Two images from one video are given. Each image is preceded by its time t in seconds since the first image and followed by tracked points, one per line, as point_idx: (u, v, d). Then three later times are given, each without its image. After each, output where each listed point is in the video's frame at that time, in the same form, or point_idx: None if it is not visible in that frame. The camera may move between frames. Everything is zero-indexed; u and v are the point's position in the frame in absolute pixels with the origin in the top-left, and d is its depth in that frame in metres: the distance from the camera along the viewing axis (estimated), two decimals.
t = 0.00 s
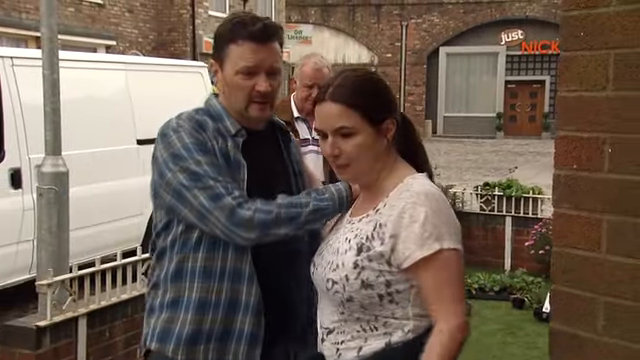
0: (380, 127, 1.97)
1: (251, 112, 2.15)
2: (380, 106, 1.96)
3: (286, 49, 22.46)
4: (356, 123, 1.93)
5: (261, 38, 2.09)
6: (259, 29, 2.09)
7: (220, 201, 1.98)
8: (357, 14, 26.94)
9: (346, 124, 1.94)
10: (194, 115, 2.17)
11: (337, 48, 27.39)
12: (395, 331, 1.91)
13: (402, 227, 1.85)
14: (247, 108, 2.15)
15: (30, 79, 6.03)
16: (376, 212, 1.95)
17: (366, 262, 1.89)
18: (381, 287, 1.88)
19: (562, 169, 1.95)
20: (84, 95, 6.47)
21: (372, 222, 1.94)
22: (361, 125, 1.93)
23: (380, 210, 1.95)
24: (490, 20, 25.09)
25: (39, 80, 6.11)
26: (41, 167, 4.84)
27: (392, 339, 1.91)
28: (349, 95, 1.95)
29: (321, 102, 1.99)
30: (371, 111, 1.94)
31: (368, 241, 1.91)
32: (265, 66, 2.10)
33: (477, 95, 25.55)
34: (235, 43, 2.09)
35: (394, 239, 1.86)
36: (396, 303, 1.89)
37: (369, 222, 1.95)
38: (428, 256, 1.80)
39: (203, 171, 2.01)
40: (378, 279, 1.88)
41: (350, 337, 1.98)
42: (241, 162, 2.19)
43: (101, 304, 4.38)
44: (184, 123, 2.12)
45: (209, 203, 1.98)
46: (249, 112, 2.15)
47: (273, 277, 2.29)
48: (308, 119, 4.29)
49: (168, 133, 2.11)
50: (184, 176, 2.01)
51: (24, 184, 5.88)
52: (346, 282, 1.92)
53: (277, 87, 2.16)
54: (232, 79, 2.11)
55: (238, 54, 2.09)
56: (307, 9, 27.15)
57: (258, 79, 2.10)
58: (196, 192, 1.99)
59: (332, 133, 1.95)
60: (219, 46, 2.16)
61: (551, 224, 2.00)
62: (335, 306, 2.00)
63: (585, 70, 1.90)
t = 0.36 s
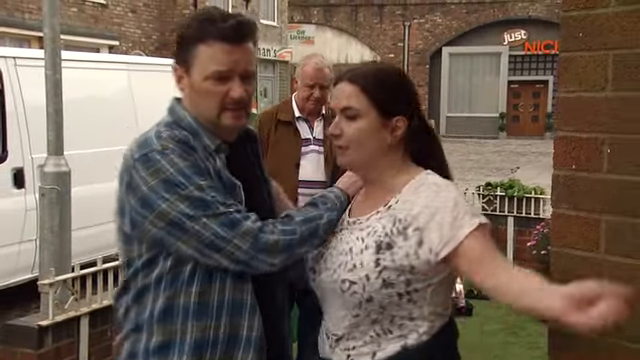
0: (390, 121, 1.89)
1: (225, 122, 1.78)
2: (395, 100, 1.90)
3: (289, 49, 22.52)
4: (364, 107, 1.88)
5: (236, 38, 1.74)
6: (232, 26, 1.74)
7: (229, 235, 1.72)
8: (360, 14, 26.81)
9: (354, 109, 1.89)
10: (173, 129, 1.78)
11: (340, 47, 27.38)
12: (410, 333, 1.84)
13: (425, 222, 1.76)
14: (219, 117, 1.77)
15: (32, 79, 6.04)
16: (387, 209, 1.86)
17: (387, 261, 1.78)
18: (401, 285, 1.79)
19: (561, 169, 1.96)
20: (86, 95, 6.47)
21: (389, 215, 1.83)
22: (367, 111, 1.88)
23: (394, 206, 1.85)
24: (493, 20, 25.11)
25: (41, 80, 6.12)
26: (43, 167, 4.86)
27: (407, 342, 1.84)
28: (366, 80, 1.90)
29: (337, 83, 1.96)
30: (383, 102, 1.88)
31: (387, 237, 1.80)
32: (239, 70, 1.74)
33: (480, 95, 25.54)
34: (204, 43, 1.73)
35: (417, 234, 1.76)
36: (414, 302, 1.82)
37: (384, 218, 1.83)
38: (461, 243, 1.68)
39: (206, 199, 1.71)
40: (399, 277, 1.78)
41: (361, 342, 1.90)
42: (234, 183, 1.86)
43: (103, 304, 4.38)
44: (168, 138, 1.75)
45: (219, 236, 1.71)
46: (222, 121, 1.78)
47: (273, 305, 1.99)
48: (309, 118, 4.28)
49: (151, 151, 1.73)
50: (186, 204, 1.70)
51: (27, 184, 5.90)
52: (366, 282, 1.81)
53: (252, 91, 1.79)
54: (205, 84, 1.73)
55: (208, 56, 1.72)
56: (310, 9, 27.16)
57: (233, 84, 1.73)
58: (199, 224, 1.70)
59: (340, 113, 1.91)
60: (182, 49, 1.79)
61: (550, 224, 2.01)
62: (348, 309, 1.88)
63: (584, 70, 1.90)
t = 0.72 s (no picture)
0: (394, 117, 1.92)
1: (230, 119, 1.54)
2: (400, 97, 1.92)
3: (291, 48, 22.58)
4: (368, 104, 1.93)
5: (245, 23, 1.51)
6: (243, 9, 1.52)
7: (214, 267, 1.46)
8: (362, 13, 26.71)
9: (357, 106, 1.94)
10: (164, 129, 1.55)
11: (342, 47, 27.07)
12: (436, 337, 1.88)
13: (452, 232, 1.80)
14: (224, 113, 1.54)
15: (35, 78, 6.06)
16: (410, 215, 1.86)
17: (418, 270, 1.81)
18: (432, 292, 1.82)
19: (562, 168, 1.96)
20: (88, 94, 6.49)
21: (416, 223, 1.84)
22: (368, 107, 1.92)
23: (416, 213, 1.86)
24: (495, 19, 25.12)
25: (43, 79, 6.13)
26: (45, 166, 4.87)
27: (434, 345, 1.87)
28: (372, 77, 1.94)
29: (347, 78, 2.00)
30: (386, 98, 1.91)
31: (416, 247, 1.82)
32: (248, 58, 1.52)
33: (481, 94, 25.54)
34: (211, 27, 1.50)
35: (446, 243, 1.80)
36: (441, 307, 1.86)
37: (409, 226, 1.84)
38: (488, 259, 1.76)
39: (188, 220, 1.46)
40: (429, 284, 1.82)
41: (388, 348, 1.90)
42: (229, 196, 1.61)
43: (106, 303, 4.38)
44: (155, 142, 1.50)
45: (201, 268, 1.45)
46: (228, 118, 1.54)
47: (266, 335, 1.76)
48: (310, 117, 4.29)
49: (131, 158, 1.48)
50: (162, 227, 1.45)
51: (29, 183, 5.91)
52: (396, 291, 1.82)
53: (262, 85, 1.56)
54: (205, 75, 1.51)
55: (215, 41, 1.50)
56: (312, 8, 27.18)
57: (240, 76, 1.51)
58: (178, 251, 1.45)
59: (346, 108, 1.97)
60: (184, 33, 1.55)
61: (551, 223, 2.01)
62: (375, 317, 1.89)
63: (585, 70, 1.91)
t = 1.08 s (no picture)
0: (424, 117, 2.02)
1: (365, 154, 1.20)
2: (430, 98, 2.04)
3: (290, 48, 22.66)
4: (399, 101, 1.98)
5: (391, 43, 1.24)
6: (390, 28, 1.27)
7: (230, 348, 1.01)
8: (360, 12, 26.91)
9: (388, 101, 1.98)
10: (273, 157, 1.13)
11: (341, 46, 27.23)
12: (462, 340, 1.89)
13: (476, 233, 1.87)
14: (359, 147, 1.19)
15: (35, 77, 6.06)
16: (434, 216, 1.90)
17: (447, 274, 1.86)
18: (459, 293, 1.87)
19: (563, 167, 1.97)
20: (88, 94, 6.50)
21: (441, 225, 1.88)
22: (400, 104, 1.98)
23: (439, 214, 1.90)
24: (494, 18, 25.17)
25: (43, 79, 6.13)
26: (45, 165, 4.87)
27: (459, 347, 1.89)
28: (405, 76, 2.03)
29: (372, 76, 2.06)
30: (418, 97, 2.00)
31: (443, 250, 1.87)
32: (393, 84, 1.21)
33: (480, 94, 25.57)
34: (355, 46, 1.21)
35: (472, 245, 1.87)
36: (468, 309, 1.89)
37: (434, 229, 1.88)
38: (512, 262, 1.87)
39: (236, 278, 1.02)
40: (457, 287, 1.87)
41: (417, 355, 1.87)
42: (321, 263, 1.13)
43: (106, 302, 4.39)
44: (252, 171, 1.09)
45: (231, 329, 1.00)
46: (363, 154, 1.20)
47: None
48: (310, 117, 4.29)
49: (220, 178, 1.09)
50: (211, 278, 1.02)
51: (29, 183, 5.90)
52: (427, 295, 1.85)
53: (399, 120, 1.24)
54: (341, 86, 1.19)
55: (360, 63, 1.20)
56: (310, 8, 27.19)
57: (382, 103, 1.20)
58: (207, 308, 1.02)
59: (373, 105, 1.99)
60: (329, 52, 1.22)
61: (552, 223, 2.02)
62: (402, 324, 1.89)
63: (586, 70, 1.91)
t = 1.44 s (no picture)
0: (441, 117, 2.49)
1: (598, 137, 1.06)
2: (446, 99, 2.48)
3: (284, 47, 22.64)
4: (417, 106, 2.50)
5: None
6: None
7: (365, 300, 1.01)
8: (355, 12, 26.80)
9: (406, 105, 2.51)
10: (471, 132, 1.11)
11: (335, 46, 27.31)
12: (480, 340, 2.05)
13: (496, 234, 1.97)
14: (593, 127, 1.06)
15: (30, 77, 6.04)
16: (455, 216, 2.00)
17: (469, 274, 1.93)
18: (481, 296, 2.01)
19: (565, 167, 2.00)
20: (84, 93, 6.48)
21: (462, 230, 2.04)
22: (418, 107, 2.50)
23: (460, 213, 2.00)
24: (488, 18, 25.28)
25: (38, 78, 6.12)
26: (41, 165, 4.86)
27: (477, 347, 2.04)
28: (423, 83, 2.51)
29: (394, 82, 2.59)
30: (434, 99, 2.49)
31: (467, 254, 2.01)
32: None
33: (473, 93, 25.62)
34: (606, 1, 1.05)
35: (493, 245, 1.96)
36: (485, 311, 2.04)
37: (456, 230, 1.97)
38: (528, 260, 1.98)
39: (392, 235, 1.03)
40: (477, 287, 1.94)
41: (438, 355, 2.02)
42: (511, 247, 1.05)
43: (102, 302, 4.38)
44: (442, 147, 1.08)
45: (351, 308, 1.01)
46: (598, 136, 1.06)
47: None
48: (307, 116, 4.28)
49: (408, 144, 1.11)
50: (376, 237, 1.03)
51: (24, 182, 5.88)
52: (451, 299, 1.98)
53: None
54: (533, 71, 1.12)
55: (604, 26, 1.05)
56: (305, 7, 27.22)
57: (629, 76, 1.06)
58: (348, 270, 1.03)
59: (393, 109, 2.55)
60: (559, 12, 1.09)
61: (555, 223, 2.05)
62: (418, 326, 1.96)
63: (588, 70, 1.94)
